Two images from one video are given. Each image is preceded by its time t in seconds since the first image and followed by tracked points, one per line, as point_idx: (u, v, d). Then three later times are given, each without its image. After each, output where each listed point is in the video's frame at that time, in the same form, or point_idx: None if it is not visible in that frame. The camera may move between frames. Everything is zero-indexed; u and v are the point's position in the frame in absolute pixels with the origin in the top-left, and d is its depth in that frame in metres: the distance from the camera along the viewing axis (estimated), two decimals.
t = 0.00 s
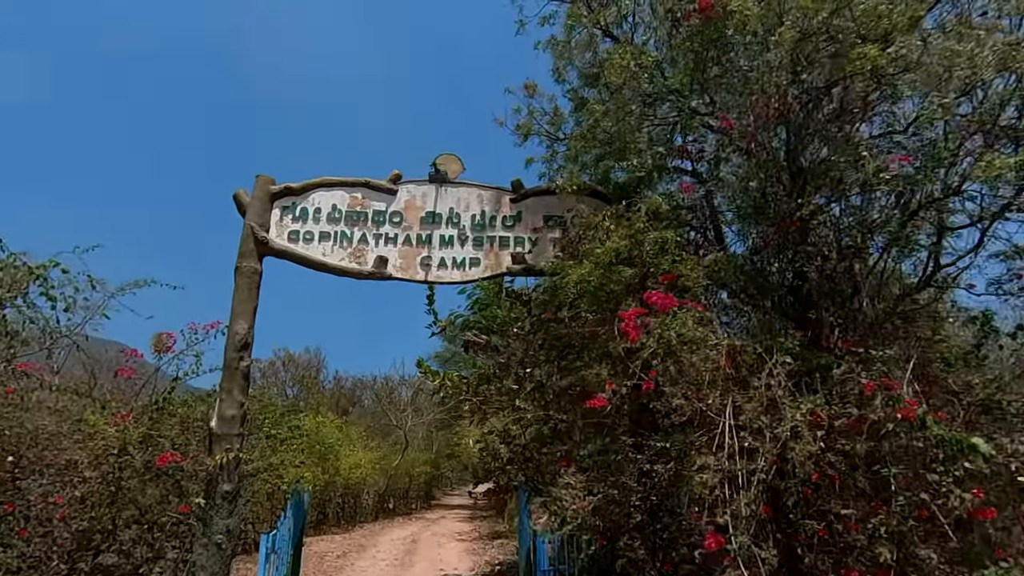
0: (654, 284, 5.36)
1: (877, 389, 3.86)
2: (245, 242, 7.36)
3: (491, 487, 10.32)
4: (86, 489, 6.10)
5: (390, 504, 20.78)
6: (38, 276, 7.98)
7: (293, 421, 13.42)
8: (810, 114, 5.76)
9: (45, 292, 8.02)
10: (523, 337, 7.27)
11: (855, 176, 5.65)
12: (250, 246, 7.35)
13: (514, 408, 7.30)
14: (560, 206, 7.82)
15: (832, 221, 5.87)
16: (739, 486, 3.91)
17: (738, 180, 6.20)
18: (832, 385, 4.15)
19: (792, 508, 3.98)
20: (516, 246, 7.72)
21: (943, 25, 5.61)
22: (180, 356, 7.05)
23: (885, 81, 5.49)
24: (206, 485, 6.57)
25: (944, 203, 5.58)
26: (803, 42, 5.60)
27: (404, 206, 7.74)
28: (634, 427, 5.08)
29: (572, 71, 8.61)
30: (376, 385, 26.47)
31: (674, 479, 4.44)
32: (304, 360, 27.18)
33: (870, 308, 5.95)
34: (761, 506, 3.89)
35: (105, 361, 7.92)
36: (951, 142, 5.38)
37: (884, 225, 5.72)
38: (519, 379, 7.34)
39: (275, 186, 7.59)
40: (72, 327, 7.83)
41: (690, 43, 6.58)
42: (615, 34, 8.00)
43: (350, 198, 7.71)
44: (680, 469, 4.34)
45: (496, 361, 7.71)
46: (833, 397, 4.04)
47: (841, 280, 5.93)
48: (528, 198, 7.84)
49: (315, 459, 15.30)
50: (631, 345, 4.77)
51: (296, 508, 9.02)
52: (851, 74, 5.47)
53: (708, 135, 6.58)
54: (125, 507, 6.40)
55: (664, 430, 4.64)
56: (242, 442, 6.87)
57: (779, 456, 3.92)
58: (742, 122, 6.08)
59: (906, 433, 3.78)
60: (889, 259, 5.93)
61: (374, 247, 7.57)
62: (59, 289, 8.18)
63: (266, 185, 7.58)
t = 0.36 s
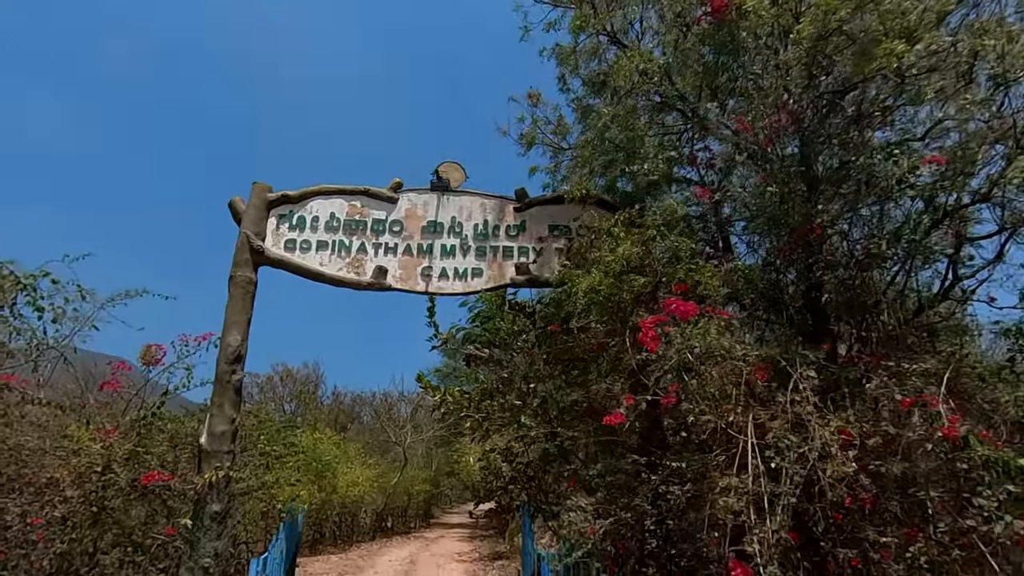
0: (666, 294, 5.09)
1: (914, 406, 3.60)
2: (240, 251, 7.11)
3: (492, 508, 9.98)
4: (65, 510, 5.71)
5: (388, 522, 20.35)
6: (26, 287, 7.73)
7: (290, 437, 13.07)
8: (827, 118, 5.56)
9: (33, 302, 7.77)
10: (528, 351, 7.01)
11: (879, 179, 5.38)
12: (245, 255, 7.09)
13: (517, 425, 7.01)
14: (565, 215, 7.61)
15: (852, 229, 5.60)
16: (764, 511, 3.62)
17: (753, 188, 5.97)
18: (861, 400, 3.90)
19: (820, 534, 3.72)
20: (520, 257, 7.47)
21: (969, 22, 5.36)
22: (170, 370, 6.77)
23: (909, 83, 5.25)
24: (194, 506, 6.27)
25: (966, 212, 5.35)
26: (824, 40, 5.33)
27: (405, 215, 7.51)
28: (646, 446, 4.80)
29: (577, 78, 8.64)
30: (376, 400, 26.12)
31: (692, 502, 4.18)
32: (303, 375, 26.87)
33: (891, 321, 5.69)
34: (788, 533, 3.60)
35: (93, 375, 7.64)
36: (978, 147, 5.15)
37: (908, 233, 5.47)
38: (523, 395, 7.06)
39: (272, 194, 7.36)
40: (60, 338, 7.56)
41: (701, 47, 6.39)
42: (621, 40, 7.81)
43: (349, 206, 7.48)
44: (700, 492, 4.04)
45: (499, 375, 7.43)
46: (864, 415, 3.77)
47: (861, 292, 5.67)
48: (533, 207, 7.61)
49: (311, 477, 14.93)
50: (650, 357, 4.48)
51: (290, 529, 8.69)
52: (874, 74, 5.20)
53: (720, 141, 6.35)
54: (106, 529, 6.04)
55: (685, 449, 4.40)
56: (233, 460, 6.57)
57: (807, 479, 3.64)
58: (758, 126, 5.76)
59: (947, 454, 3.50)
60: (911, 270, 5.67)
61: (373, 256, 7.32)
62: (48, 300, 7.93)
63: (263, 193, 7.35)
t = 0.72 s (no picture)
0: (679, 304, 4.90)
1: (949, 420, 3.41)
2: (237, 263, 6.92)
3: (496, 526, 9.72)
4: (50, 530, 5.58)
5: (388, 539, 19.98)
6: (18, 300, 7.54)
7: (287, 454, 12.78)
8: (842, 121, 5.37)
9: (25, 316, 7.57)
10: (532, 364, 6.79)
11: (890, 188, 5.34)
12: (242, 267, 6.91)
13: (522, 441, 6.79)
14: (570, 225, 7.50)
15: (868, 237, 5.45)
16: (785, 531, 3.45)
17: (764, 196, 5.82)
18: (881, 409, 3.80)
19: (850, 556, 3.56)
20: (524, 267, 7.30)
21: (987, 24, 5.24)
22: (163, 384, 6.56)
23: (928, 82, 5.07)
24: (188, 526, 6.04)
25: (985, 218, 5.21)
26: (839, 42, 5.15)
27: (406, 224, 7.34)
28: (660, 463, 4.59)
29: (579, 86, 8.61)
30: (375, 415, 25.82)
31: (709, 522, 4.00)
32: (301, 390, 26.60)
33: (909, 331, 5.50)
34: (817, 555, 3.39)
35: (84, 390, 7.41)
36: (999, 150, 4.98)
37: (923, 242, 5.34)
38: (528, 409, 6.85)
39: (270, 204, 7.19)
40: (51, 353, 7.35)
41: (710, 52, 6.26)
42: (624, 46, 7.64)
43: (349, 216, 7.32)
44: (718, 511, 3.91)
45: (503, 389, 7.25)
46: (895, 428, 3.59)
47: (878, 301, 5.50)
48: (537, 217, 7.45)
49: (309, 494, 14.62)
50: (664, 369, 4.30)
51: (287, 549, 8.41)
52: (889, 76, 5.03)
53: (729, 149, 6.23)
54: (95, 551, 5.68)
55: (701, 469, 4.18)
56: (228, 479, 6.33)
57: (835, 498, 3.44)
58: (770, 131, 5.66)
59: (986, 471, 3.30)
60: (931, 279, 5.49)
61: (374, 267, 7.15)
62: (40, 313, 7.74)
63: (260, 203, 7.17)
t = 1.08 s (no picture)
0: (703, 308, 4.57)
1: None
2: (232, 267, 6.61)
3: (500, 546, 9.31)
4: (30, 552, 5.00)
5: (386, 558, 19.42)
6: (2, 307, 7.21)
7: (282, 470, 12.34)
8: (871, 117, 5.13)
9: (10, 324, 7.24)
10: (542, 375, 6.57)
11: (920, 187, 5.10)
12: (238, 272, 6.60)
13: (532, 456, 6.44)
14: (578, 229, 7.17)
15: (895, 239, 5.20)
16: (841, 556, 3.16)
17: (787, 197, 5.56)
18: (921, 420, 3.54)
19: None
20: (532, 273, 7.00)
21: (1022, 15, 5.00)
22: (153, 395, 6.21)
23: (966, 76, 4.88)
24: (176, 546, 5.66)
25: None
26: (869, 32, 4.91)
27: (410, 228, 7.05)
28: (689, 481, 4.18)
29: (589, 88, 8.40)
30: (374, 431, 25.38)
31: (742, 544, 3.70)
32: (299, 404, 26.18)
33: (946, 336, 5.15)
34: None
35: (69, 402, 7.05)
36: None
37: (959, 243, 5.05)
38: (538, 423, 6.51)
39: (268, 207, 6.90)
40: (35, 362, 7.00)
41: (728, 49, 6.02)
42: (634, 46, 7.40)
43: (350, 220, 7.03)
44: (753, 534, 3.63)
45: (510, 401, 6.87)
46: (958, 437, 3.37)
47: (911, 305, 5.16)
48: (546, 221, 7.17)
49: (306, 512, 14.12)
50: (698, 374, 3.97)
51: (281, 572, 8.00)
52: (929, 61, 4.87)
53: (748, 149, 5.99)
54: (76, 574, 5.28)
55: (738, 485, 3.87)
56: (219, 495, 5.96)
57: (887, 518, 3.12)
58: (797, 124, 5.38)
59: None
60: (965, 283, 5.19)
61: (376, 273, 6.84)
62: (26, 321, 7.40)
63: (258, 206, 6.89)
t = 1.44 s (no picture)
0: (731, 309, 4.26)
1: None
2: (227, 271, 6.28)
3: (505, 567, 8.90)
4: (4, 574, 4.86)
5: None
6: None
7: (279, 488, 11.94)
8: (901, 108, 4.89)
9: None
10: (556, 381, 6.18)
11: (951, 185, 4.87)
12: (232, 276, 6.26)
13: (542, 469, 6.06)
14: (591, 232, 6.89)
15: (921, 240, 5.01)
16: None
17: (812, 195, 5.23)
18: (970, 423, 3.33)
19: None
20: (541, 277, 6.68)
21: None
22: (141, 404, 5.85)
23: (1011, 61, 4.67)
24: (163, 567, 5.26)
25: None
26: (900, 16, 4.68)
27: (413, 231, 6.74)
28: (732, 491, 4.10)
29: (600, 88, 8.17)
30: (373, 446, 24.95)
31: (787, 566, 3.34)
32: (297, 419, 25.77)
33: (984, 344, 4.85)
34: None
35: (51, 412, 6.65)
36: None
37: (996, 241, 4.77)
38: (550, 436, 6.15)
39: (265, 208, 6.59)
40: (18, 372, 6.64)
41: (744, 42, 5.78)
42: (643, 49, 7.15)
43: (350, 222, 6.72)
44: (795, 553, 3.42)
45: (519, 412, 6.48)
46: None
47: (940, 311, 4.95)
48: (555, 223, 6.86)
49: (303, 530, 13.67)
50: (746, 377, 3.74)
51: None
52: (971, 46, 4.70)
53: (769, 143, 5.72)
54: None
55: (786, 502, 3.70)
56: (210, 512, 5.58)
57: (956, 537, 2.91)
58: (828, 111, 5.02)
59: None
60: (998, 285, 4.94)
61: (378, 277, 6.51)
62: (9, 329, 7.05)
63: (254, 207, 6.58)
